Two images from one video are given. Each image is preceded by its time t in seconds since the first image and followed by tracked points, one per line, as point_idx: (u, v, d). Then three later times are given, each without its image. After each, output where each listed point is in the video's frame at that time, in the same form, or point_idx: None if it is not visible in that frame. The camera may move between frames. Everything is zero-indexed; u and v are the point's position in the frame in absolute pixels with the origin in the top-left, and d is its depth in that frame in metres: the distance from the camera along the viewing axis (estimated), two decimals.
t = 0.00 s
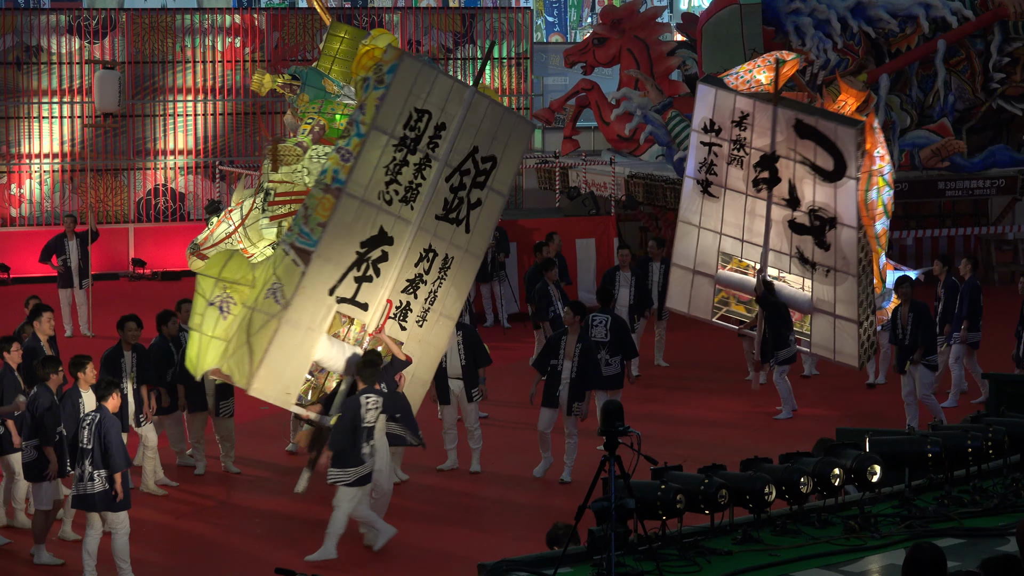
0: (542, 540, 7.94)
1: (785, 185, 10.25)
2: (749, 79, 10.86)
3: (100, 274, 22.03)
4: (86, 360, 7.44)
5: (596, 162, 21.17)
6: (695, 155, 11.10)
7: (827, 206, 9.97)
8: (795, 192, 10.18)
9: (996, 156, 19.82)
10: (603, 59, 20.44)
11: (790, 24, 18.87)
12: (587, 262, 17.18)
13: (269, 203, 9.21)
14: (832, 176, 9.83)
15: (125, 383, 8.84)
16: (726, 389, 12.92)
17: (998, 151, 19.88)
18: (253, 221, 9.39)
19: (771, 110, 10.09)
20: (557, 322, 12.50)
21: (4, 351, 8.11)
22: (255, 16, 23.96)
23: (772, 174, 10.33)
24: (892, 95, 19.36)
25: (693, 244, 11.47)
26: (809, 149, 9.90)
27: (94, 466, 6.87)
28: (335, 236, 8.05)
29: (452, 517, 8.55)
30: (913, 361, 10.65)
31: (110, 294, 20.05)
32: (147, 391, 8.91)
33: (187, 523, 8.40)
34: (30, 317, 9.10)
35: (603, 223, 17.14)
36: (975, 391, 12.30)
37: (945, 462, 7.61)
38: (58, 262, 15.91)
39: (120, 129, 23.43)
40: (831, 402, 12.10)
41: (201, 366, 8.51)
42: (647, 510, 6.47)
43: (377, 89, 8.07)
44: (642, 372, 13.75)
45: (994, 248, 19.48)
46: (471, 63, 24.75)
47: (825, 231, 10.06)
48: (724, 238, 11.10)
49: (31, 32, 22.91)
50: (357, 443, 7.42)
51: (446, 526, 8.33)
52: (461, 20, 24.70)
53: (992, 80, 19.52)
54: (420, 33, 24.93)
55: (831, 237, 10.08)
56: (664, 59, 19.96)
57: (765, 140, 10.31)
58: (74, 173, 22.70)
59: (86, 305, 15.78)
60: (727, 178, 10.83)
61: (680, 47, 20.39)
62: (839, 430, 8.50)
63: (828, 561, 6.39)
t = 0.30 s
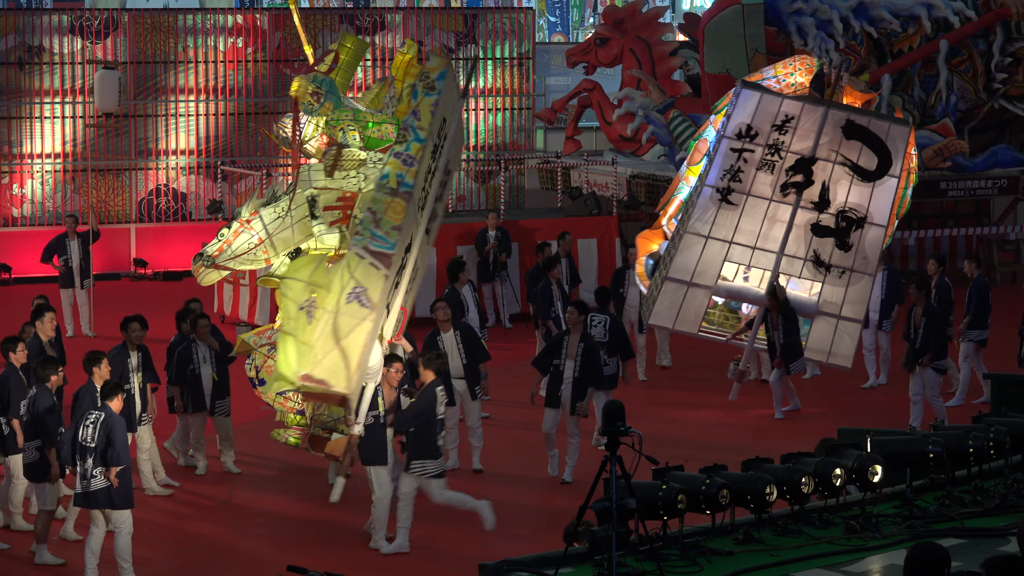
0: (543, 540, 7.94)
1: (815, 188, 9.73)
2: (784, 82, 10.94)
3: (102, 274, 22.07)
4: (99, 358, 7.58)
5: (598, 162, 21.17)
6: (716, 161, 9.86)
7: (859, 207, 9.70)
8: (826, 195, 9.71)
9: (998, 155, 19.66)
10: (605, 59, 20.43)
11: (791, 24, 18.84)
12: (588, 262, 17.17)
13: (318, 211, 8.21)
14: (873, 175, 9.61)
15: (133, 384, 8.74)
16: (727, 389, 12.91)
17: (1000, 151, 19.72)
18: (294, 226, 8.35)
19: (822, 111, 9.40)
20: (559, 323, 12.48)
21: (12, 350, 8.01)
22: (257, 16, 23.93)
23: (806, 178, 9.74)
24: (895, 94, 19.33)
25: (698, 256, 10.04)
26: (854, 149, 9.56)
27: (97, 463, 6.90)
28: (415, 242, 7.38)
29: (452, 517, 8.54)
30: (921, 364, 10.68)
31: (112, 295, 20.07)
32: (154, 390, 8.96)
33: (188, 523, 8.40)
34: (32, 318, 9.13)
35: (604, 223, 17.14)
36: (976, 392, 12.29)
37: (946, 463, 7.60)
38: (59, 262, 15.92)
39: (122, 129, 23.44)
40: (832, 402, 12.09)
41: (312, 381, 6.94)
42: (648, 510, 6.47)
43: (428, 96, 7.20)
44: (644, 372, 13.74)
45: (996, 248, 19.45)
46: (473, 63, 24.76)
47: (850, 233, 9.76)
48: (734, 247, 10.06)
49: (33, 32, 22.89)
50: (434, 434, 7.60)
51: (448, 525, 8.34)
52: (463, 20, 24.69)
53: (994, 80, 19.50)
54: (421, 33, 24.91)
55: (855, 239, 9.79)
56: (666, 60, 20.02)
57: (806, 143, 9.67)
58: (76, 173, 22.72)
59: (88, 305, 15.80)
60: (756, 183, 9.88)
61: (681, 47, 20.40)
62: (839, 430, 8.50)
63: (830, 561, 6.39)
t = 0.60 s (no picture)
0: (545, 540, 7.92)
1: (824, 176, 9.32)
2: (814, 66, 10.41)
3: (102, 274, 22.11)
4: (111, 354, 7.76)
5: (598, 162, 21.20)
6: (756, 145, 9.29)
7: (852, 197, 9.42)
8: (830, 182, 9.33)
9: (998, 155, 19.78)
10: (605, 59, 20.41)
11: (792, 24, 18.77)
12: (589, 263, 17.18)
13: (377, 207, 7.91)
14: (867, 165, 9.43)
15: (146, 382, 8.82)
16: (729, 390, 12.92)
17: (1000, 151, 19.83)
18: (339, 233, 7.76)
19: (847, 98, 9.27)
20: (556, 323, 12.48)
21: (16, 352, 8.01)
22: (257, 16, 23.93)
23: (820, 167, 9.30)
24: (895, 95, 19.30)
25: (723, 241, 9.26)
26: (860, 138, 9.33)
27: (96, 464, 6.90)
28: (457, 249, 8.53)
29: (453, 517, 8.55)
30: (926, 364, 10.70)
31: (112, 295, 20.10)
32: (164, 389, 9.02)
33: (189, 523, 8.40)
34: (34, 318, 9.13)
35: (605, 223, 17.15)
36: (977, 392, 12.30)
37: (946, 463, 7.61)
38: (60, 262, 15.94)
39: (122, 129, 23.45)
40: (833, 402, 12.10)
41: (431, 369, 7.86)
42: (649, 510, 6.47)
43: (452, 96, 8.22)
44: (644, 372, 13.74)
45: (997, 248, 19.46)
46: (473, 63, 24.77)
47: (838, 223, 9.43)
48: (753, 234, 9.28)
49: (34, 32, 22.90)
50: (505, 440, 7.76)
51: (449, 525, 8.35)
52: (463, 20, 24.71)
53: (994, 80, 19.53)
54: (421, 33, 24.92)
55: (842, 230, 9.49)
56: (666, 59, 20.01)
57: (829, 130, 9.26)
58: (76, 173, 22.74)
59: (88, 305, 15.82)
60: (781, 169, 9.28)
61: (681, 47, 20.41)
62: (839, 430, 8.51)
63: (830, 561, 6.40)
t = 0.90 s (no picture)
0: (544, 541, 7.91)
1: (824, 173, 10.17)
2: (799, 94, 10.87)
3: (102, 274, 22.13)
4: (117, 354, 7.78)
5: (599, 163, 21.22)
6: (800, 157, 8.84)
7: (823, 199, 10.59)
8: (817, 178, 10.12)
9: (998, 156, 19.91)
10: (605, 60, 20.36)
11: (791, 24, 18.50)
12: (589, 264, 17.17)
13: (433, 196, 8.55)
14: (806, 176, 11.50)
15: (155, 380, 8.92)
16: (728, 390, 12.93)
17: (1000, 151, 19.95)
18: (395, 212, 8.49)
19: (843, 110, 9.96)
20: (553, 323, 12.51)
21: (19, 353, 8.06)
22: (256, 16, 23.91)
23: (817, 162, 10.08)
24: (894, 95, 19.25)
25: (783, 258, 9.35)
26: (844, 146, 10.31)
27: (90, 463, 6.89)
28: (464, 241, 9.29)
29: (455, 518, 8.54)
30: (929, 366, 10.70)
31: (112, 295, 20.11)
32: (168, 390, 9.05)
33: (187, 525, 8.39)
34: (33, 318, 9.12)
35: (605, 223, 17.15)
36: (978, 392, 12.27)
37: (946, 463, 7.60)
38: (60, 262, 15.94)
39: (122, 130, 23.45)
40: (833, 403, 12.08)
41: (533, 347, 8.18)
42: (648, 510, 6.47)
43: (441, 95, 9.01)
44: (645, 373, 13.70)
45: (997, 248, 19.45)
46: (473, 63, 24.76)
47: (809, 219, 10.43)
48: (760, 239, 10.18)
49: (33, 33, 22.90)
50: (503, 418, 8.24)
51: (448, 525, 8.35)
52: (463, 20, 24.71)
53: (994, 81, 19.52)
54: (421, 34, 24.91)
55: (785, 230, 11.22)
56: (666, 60, 19.96)
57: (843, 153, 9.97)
58: (75, 173, 22.74)
59: (89, 305, 15.81)
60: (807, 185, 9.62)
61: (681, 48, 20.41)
62: (839, 430, 8.50)
63: (830, 561, 6.39)
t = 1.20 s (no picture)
0: (544, 541, 7.91)
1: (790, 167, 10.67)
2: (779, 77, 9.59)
3: (102, 275, 22.18)
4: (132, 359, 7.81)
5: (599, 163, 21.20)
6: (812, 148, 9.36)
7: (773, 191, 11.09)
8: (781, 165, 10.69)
9: (998, 156, 19.76)
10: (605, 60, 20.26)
11: (792, 24, 18.50)
12: (589, 264, 17.16)
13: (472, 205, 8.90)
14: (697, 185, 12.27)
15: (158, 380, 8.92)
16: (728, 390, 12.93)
17: (1000, 152, 19.82)
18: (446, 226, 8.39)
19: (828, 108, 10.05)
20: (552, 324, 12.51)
21: (28, 350, 8.03)
22: (256, 16, 23.92)
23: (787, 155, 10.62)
24: (894, 95, 19.31)
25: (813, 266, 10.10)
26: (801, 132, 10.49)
27: (86, 462, 6.92)
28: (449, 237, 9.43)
29: (454, 518, 8.54)
30: (930, 365, 10.67)
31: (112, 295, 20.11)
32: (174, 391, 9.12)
33: (187, 525, 8.38)
34: (32, 318, 9.11)
35: (605, 224, 17.15)
36: (977, 392, 12.25)
37: (946, 463, 7.61)
38: (59, 262, 15.93)
39: (122, 130, 23.44)
40: (833, 403, 12.07)
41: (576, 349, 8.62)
42: (649, 510, 6.47)
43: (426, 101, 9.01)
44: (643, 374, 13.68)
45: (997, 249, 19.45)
46: (472, 63, 24.76)
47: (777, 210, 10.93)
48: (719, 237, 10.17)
49: (33, 33, 22.91)
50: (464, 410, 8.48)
51: (448, 526, 8.34)
52: (462, 21, 24.73)
53: (993, 81, 19.56)
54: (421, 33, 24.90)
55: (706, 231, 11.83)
56: (665, 60, 19.95)
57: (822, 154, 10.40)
58: (75, 174, 22.72)
59: (88, 306, 15.80)
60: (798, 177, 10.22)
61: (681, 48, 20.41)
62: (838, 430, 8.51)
63: (829, 561, 6.39)
